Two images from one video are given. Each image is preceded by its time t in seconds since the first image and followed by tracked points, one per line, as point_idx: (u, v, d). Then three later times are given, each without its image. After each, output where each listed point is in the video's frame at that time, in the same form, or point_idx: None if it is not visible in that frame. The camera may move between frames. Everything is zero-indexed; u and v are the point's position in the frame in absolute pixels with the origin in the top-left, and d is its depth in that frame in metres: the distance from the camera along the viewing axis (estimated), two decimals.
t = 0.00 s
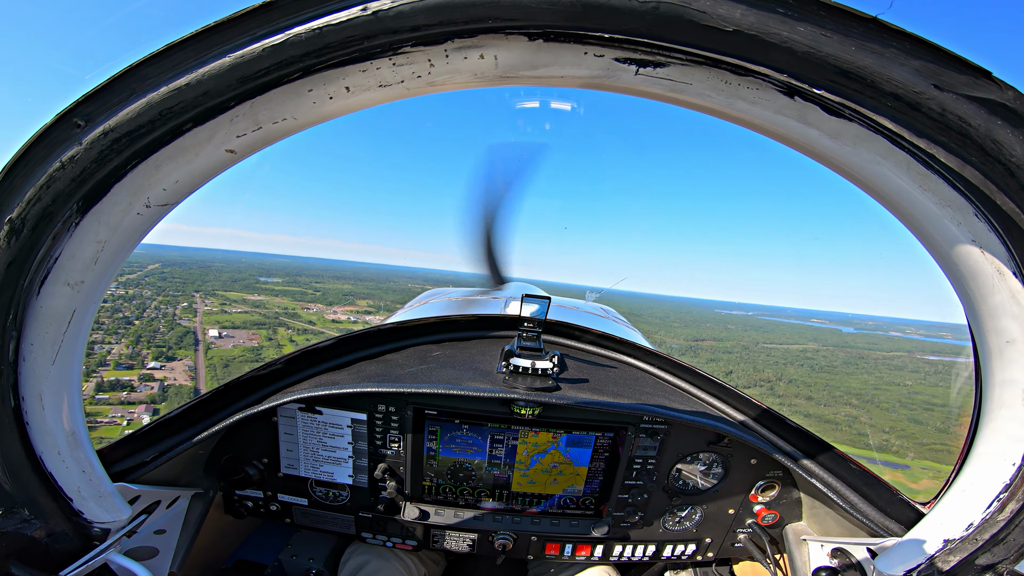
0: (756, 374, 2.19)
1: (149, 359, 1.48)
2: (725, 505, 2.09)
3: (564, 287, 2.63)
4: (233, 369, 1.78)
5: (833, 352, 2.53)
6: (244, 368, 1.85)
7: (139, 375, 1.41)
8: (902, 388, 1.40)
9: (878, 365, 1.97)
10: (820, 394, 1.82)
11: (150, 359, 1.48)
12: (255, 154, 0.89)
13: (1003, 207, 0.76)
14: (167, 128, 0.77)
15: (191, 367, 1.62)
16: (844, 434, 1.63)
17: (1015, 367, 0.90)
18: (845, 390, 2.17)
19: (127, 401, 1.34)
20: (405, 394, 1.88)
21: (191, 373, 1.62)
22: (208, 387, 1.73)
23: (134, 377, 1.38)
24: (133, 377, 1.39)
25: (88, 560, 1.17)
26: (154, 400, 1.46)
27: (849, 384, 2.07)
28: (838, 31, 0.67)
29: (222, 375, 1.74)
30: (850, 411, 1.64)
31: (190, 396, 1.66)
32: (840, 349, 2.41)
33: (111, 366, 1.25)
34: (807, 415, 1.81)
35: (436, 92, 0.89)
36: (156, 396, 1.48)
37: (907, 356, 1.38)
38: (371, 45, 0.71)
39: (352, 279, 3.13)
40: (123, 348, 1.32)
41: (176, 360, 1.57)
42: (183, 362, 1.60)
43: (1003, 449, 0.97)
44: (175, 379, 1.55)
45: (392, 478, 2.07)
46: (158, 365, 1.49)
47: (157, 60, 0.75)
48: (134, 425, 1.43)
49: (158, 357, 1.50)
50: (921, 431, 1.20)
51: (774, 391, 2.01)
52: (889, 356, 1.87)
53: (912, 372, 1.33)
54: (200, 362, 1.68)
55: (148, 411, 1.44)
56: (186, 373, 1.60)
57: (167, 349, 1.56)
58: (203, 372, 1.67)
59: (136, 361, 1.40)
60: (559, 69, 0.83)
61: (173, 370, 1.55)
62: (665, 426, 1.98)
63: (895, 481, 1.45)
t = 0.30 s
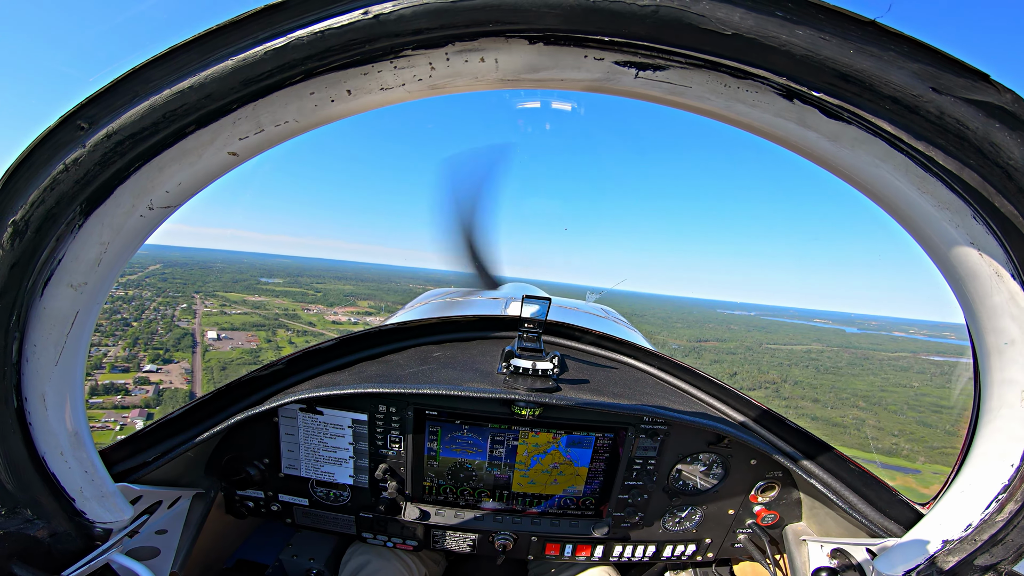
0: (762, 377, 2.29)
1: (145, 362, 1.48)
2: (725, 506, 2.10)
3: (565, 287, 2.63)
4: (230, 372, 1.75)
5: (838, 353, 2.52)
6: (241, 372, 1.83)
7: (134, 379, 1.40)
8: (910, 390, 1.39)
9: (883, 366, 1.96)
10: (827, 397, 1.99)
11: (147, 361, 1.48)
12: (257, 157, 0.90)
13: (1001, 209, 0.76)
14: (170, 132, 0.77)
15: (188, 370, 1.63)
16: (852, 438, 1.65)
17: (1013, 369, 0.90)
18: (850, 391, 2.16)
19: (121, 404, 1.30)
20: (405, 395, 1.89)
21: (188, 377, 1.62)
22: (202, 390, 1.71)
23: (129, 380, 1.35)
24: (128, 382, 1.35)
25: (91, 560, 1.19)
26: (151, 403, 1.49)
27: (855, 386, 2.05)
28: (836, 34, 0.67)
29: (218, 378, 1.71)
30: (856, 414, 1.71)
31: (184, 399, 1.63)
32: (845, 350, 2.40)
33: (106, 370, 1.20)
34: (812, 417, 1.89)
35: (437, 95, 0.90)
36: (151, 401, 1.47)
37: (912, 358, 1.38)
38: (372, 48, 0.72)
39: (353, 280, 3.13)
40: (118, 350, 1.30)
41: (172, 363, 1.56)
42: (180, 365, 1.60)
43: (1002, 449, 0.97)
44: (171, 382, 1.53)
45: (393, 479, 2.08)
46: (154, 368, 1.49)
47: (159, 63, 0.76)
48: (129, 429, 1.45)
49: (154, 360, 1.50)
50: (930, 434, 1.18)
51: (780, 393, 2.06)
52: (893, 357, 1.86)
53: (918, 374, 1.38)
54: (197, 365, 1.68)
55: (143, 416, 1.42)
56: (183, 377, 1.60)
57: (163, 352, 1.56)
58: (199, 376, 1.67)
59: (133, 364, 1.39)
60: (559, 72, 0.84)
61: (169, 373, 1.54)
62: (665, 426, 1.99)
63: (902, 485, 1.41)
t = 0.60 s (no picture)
0: (767, 380, 2.25)
1: (143, 365, 1.51)
2: (726, 507, 2.09)
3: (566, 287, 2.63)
4: (228, 375, 1.74)
5: (844, 354, 2.50)
6: (239, 373, 1.83)
7: (131, 382, 1.40)
8: (919, 391, 1.36)
9: (888, 366, 1.95)
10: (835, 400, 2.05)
11: (143, 364, 1.52)
12: (256, 157, 0.90)
13: (1001, 209, 0.76)
14: (169, 132, 0.77)
15: (184, 373, 1.65)
16: (860, 442, 1.67)
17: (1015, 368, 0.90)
18: (856, 392, 2.14)
19: (113, 409, 1.26)
20: (406, 395, 1.89)
21: (184, 380, 1.65)
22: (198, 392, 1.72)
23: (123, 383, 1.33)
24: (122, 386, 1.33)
25: (91, 560, 1.20)
26: (145, 407, 1.50)
27: (862, 388, 2.03)
28: (835, 33, 0.67)
29: (216, 381, 1.70)
30: (864, 417, 1.75)
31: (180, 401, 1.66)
32: (850, 350, 2.39)
33: (100, 373, 1.19)
34: (820, 420, 1.88)
35: (436, 95, 0.90)
36: (145, 404, 1.49)
37: (918, 358, 1.37)
38: (370, 49, 0.72)
39: (354, 280, 3.13)
40: (114, 353, 1.29)
41: (168, 365, 1.60)
42: (176, 368, 1.63)
43: (1003, 450, 0.97)
44: (166, 387, 1.57)
45: (393, 479, 2.08)
46: (150, 371, 1.53)
47: (159, 64, 0.76)
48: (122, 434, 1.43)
49: (150, 363, 1.54)
50: (941, 437, 1.18)
51: (785, 395, 2.06)
52: (898, 357, 1.85)
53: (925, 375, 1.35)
54: (194, 367, 1.70)
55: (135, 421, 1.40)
56: (179, 380, 1.63)
57: (161, 353, 1.59)
58: (196, 378, 1.69)
59: (129, 367, 1.40)
60: (558, 72, 0.84)
61: (166, 376, 1.58)
62: (666, 427, 1.98)
63: (913, 490, 1.38)
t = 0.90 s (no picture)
0: (772, 381, 2.14)
1: (138, 369, 1.46)
2: (726, 507, 2.10)
3: (566, 288, 2.64)
4: (225, 378, 1.77)
5: (848, 355, 2.48)
6: (236, 376, 1.84)
7: (125, 387, 1.39)
8: (920, 393, 1.36)
9: (892, 367, 1.94)
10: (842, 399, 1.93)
11: (139, 367, 1.47)
12: (256, 161, 0.91)
13: (997, 211, 0.76)
14: (170, 137, 0.78)
15: (180, 377, 1.64)
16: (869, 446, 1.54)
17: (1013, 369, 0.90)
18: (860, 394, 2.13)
19: (108, 413, 1.24)
20: (406, 396, 1.89)
21: (180, 384, 1.64)
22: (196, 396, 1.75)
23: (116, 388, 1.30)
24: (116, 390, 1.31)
25: (93, 560, 1.21)
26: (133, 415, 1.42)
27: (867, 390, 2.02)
28: (829, 36, 0.67)
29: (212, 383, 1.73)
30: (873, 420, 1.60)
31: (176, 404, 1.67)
32: (853, 351, 2.38)
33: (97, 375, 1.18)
34: (828, 423, 1.78)
35: (434, 99, 0.91)
36: (138, 410, 1.46)
37: (920, 358, 1.36)
38: (367, 53, 0.73)
39: (355, 282, 3.14)
40: (111, 356, 1.27)
41: (165, 368, 1.59)
42: (173, 371, 1.62)
43: (1000, 451, 0.97)
44: (162, 390, 1.56)
45: (394, 480, 2.08)
46: (145, 375, 1.50)
47: (159, 69, 0.77)
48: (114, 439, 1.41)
49: (147, 366, 1.51)
50: (948, 440, 1.20)
51: (791, 397, 1.95)
52: (902, 358, 1.84)
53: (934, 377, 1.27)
54: (191, 371, 1.70)
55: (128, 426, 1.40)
56: (175, 384, 1.63)
57: (159, 356, 1.58)
58: (193, 382, 1.70)
59: (124, 371, 1.36)
60: (555, 76, 0.84)
61: (162, 380, 1.56)
62: (666, 428, 1.98)
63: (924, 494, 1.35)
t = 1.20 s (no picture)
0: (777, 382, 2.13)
1: (132, 371, 1.45)
2: (729, 506, 2.07)
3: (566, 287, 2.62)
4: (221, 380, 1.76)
5: (852, 355, 2.46)
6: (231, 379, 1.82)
7: (118, 390, 1.35)
8: (926, 394, 1.35)
9: (896, 367, 1.92)
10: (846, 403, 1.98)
11: (134, 370, 1.46)
12: (249, 154, 0.90)
13: (1006, 200, 0.74)
14: (160, 129, 0.77)
15: (176, 380, 1.64)
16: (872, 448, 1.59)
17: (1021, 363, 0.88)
18: (864, 392, 2.11)
19: (100, 418, 1.21)
20: (405, 395, 1.88)
21: (175, 387, 1.63)
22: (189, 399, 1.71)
23: (111, 392, 1.30)
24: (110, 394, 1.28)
25: (89, 560, 1.19)
26: (128, 418, 1.39)
27: (872, 391, 1.99)
28: (831, 21, 0.66)
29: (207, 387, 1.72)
30: (879, 422, 1.65)
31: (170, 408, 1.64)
32: (856, 351, 2.37)
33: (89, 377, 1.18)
34: (834, 425, 1.80)
35: (429, 90, 0.89)
36: (131, 413, 1.39)
37: (925, 358, 1.34)
38: (359, 43, 0.71)
39: (355, 281, 3.13)
40: (106, 360, 1.27)
41: (160, 371, 1.58)
42: (168, 374, 1.61)
43: (1010, 447, 0.95)
44: (157, 394, 1.54)
45: (394, 479, 2.07)
46: (139, 378, 1.48)
47: (148, 60, 0.75)
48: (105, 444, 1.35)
49: (142, 369, 1.50)
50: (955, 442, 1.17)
51: (795, 399, 1.96)
52: (905, 357, 1.82)
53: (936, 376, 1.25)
54: (185, 373, 1.69)
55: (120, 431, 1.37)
56: (169, 387, 1.61)
57: (154, 359, 1.57)
58: (188, 385, 1.68)
59: (118, 374, 1.36)
60: (552, 64, 0.83)
61: (156, 383, 1.56)
62: (667, 425, 1.97)
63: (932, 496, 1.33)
